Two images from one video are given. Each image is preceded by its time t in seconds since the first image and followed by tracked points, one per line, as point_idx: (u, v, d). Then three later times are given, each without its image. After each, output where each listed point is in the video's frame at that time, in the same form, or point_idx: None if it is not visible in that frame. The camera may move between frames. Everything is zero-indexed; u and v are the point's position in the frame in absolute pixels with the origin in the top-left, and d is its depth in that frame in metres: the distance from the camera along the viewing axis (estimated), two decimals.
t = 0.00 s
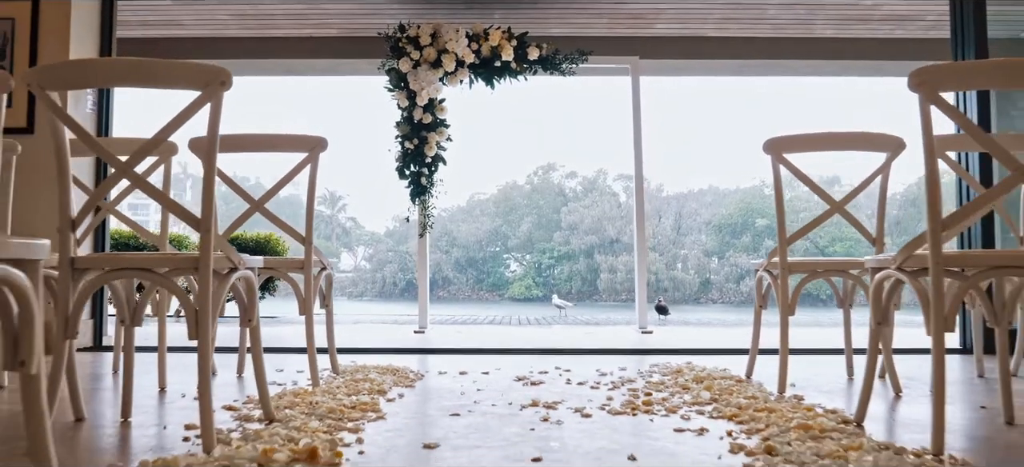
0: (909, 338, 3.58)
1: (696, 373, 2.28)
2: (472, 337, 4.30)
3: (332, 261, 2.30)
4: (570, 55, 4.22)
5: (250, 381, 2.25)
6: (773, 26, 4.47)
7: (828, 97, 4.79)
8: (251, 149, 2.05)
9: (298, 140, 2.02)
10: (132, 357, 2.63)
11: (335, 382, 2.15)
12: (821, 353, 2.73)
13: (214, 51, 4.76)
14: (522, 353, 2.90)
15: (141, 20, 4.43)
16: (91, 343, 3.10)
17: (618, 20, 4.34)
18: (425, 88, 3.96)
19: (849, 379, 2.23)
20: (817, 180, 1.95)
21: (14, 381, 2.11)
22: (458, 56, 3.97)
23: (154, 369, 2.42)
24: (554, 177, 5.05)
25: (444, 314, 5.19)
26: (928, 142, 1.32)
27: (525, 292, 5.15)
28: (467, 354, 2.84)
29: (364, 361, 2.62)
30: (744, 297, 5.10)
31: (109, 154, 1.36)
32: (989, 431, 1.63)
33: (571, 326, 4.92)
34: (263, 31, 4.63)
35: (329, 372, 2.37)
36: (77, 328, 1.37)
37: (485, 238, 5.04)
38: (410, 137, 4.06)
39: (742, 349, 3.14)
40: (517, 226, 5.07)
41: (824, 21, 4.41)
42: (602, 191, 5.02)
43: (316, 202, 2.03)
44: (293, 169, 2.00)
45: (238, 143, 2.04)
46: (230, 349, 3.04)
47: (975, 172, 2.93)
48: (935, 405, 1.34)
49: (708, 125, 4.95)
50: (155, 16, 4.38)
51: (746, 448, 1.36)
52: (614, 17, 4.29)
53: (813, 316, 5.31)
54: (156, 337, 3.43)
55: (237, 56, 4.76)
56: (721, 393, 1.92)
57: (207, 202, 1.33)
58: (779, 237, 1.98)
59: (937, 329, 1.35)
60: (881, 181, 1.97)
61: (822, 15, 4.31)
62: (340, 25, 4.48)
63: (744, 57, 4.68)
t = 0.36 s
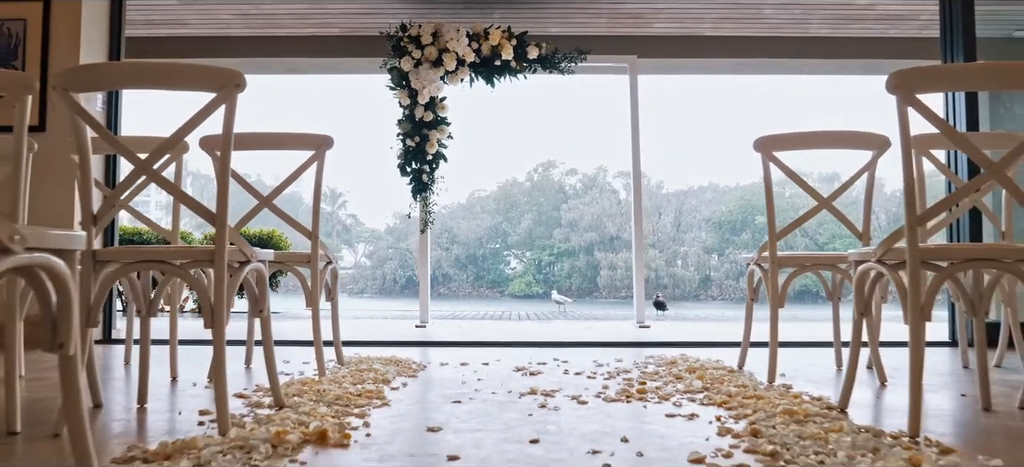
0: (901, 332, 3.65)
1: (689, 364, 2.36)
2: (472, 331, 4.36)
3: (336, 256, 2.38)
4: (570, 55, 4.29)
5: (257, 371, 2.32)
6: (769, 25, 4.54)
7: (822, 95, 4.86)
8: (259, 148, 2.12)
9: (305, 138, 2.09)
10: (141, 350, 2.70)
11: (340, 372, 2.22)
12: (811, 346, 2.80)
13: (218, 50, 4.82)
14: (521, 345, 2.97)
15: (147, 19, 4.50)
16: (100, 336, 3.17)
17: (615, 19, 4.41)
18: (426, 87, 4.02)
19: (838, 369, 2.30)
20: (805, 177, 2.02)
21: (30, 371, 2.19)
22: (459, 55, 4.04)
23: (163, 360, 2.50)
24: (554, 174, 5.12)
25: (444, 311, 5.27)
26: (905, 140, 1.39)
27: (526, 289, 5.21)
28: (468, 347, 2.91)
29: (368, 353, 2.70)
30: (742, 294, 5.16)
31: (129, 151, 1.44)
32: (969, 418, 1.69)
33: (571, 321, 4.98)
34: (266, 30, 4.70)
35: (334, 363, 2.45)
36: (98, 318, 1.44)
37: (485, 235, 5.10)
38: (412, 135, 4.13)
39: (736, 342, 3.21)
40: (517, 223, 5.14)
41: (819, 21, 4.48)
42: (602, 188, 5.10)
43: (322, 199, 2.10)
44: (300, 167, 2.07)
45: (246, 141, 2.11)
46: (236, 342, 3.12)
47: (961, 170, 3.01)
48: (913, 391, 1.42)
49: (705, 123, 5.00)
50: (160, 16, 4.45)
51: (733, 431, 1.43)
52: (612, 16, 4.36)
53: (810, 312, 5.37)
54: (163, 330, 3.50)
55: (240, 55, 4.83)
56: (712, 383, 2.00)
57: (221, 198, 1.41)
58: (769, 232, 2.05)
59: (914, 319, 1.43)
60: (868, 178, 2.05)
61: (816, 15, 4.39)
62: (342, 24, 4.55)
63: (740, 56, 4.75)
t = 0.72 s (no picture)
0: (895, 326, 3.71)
1: (683, 355, 2.44)
2: (472, 326, 4.42)
3: (341, 249, 2.45)
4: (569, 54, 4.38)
5: (265, 361, 2.40)
6: (765, 24, 4.61)
7: (818, 93, 4.93)
8: (267, 145, 2.19)
9: (312, 136, 2.16)
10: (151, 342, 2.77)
11: (346, 362, 2.30)
12: (804, 338, 2.87)
13: (221, 48, 4.89)
14: (521, 338, 3.05)
15: (152, 19, 4.57)
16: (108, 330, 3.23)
17: (613, 19, 4.49)
18: (427, 86, 4.09)
19: (828, 359, 2.38)
20: (795, 173, 2.09)
21: (46, 363, 2.26)
22: (459, 54, 4.10)
23: (172, 350, 2.57)
24: (554, 171, 5.18)
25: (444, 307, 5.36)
26: (887, 141, 1.46)
27: (526, 286, 5.32)
28: (469, 339, 2.99)
29: (372, 345, 2.77)
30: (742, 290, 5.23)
31: (147, 150, 1.51)
32: (951, 404, 1.77)
33: (569, 315, 5.03)
34: (269, 29, 4.77)
35: (340, 355, 2.52)
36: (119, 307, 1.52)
37: (485, 232, 5.16)
38: (414, 133, 4.20)
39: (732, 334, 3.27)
40: (517, 220, 5.19)
41: (814, 20, 4.56)
42: (602, 186, 5.12)
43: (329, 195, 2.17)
44: (307, 163, 2.14)
45: (256, 138, 2.18)
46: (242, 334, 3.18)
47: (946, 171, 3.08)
48: (892, 379, 1.49)
49: (700, 120, 5.06)
50: (165, 16, 4.52)
51: (723, 415, 1.50)
52: (610, 15, 4.44)
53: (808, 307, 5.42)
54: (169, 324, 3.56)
55: (243, 53, 4.89)
56: (705, 372, 2.07)
57: (235, 193, 1.48)
58: (760, 227, 2.12)
59: (893, 307, 1.50)
60: (855, 175, 2.12)
61: (812, 14, 4.46)
62: (345, 23, 4.62)
63: (736, 54, 4.82)
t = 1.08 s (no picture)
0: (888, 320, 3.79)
1: (677, 346, 2.52)
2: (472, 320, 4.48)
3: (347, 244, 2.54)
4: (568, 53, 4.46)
5: (273, 353, 2.48)
6: (761, 23, 4.70)
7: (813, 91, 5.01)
8: (276, 143, 2.27)
9: (320, 134, 2.24)
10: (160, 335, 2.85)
11: (351, 353, 2.38)
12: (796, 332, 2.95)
13: (225, 47, 4.96)
14: (520, 331, 3.12)
15: (157, 18, 4.64)
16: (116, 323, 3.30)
17: (612, 18, 4.57)
18: (429, 84, 4.17)
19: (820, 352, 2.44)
20: (786, 171, 2.15)
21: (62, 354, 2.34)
22: (460, 53, 4.16)
23: (181, 343, 2.65)
24: (553, 168, 5.26)
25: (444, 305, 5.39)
26: (869, 140, 1.53)
27: (525, 283, 5.37)
28: (470, 332, 3.07)
29: (375, 337, 2.85)
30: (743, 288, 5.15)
31: (166, 149, 1.59)
32: (938, 394, 1.83)
33: (566, 312, 5.04)
34: (273, 28, 4.84)
35: (345, 347, 2.60)
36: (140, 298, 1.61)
37: (485, 229, 5.24)
38: (415, 130, 4.27)
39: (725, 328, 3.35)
40: (517, 216, 5.26)
41: (808, 19, 4.65)
42: (602, 182, 5.17)
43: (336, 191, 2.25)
44: (315, 161, 2.22)
45: (265, 137, 2.26)
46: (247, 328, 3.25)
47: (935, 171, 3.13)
48: (872, 367, 1.57)
49: (699, 117, 5.08)
50: (170, 15, 4.59)
51: (712, 400, 1.58)
52: (610, 15, 4.52)
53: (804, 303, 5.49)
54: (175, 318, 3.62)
55: (247, 52, 4.96)
56: (698, 362, 2.15)
57: (248, 190, 1.55)
58: (751, 222, 2.19)
59: (875, 298, 1.58)
60: (843, 172, 2.20)
61: (807, 13, 4.55)
62: (348, 22, 4.70)
63: (731, 53, 4.93)
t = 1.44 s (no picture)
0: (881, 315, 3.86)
1: (673, 340, 2.59)
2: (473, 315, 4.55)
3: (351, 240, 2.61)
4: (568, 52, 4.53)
5: (280, 346, 2.55)
6: (756, 23, 4.79)
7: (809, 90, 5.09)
8: (283, 142, 2.34)
9: (325, 134, 2.31)
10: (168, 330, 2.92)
11: (357, 346, 2.46)
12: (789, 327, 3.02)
13: (228, 47, 5.03)
14: (519, 326, 3.20)
15: (162, 18, 4.71)
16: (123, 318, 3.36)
17: (611, 18, 4.65)
18: (430, 84, 4.24)
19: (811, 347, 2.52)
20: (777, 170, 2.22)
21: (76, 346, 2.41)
22: (461, 53, 4.25)
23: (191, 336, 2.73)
24: (553, 165, 5.32)
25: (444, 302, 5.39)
26: (852, 142, 1.60)
27: (525, 279, 5.39)
28: (470, 326, 3.14)
29: (379, 331, 2.92)
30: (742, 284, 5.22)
31: (181, 149, 1.66)
32: (925, 386, 1.90)
33: (565, 307, 5.10)
34: (276, 28, 4.91)
35: (350, 340, 2.68)
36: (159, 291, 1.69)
37: (485, 225, 5.29)
38: (416, 129, 4.33)
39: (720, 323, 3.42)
40: (518, 213, 5.32)
41: (803, 19, 4.73)
42: (602, 179, 5.20)
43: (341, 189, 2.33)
44: (321, 160, 2.29)
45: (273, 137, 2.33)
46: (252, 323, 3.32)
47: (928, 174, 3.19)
48: (856, 359, 1.64)
49: (698, 114, 5.12)
50: (175, 15, 4.66)
51: (703, 390, 1.66)
52: (608, 15, 4.59)
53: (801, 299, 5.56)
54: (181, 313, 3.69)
55: (250, 52, 5.03)
56: (692, 354, 2.23)
57: (260, 189, 1.63)
58: (744, 220, 2.26)
59: (858, 292, 1.66)
60: (832, 171, 2.27)
61: (802, 13, 4.63)
62: (350, 22, 4.77)
63: (725, 53, 5.05)
